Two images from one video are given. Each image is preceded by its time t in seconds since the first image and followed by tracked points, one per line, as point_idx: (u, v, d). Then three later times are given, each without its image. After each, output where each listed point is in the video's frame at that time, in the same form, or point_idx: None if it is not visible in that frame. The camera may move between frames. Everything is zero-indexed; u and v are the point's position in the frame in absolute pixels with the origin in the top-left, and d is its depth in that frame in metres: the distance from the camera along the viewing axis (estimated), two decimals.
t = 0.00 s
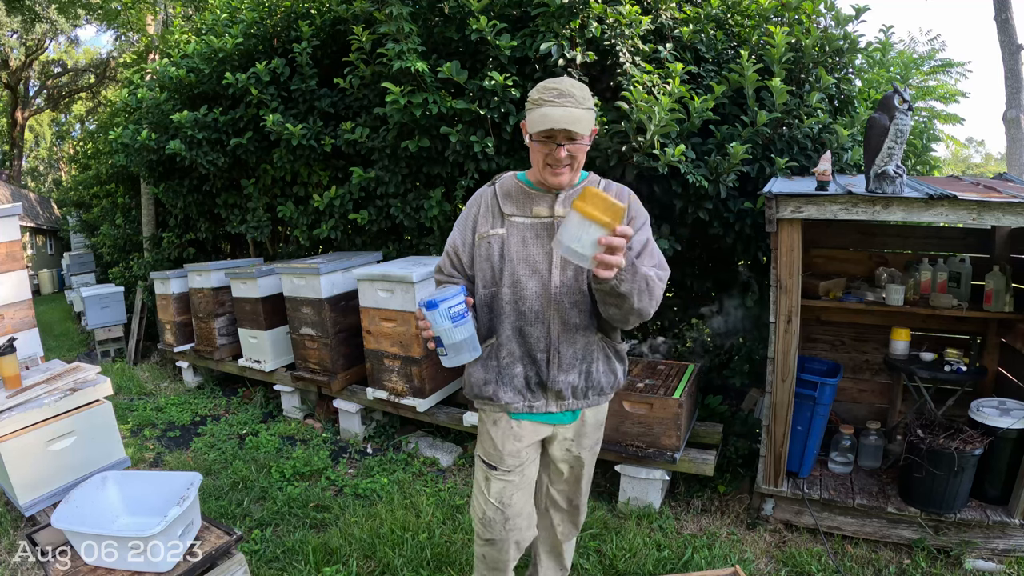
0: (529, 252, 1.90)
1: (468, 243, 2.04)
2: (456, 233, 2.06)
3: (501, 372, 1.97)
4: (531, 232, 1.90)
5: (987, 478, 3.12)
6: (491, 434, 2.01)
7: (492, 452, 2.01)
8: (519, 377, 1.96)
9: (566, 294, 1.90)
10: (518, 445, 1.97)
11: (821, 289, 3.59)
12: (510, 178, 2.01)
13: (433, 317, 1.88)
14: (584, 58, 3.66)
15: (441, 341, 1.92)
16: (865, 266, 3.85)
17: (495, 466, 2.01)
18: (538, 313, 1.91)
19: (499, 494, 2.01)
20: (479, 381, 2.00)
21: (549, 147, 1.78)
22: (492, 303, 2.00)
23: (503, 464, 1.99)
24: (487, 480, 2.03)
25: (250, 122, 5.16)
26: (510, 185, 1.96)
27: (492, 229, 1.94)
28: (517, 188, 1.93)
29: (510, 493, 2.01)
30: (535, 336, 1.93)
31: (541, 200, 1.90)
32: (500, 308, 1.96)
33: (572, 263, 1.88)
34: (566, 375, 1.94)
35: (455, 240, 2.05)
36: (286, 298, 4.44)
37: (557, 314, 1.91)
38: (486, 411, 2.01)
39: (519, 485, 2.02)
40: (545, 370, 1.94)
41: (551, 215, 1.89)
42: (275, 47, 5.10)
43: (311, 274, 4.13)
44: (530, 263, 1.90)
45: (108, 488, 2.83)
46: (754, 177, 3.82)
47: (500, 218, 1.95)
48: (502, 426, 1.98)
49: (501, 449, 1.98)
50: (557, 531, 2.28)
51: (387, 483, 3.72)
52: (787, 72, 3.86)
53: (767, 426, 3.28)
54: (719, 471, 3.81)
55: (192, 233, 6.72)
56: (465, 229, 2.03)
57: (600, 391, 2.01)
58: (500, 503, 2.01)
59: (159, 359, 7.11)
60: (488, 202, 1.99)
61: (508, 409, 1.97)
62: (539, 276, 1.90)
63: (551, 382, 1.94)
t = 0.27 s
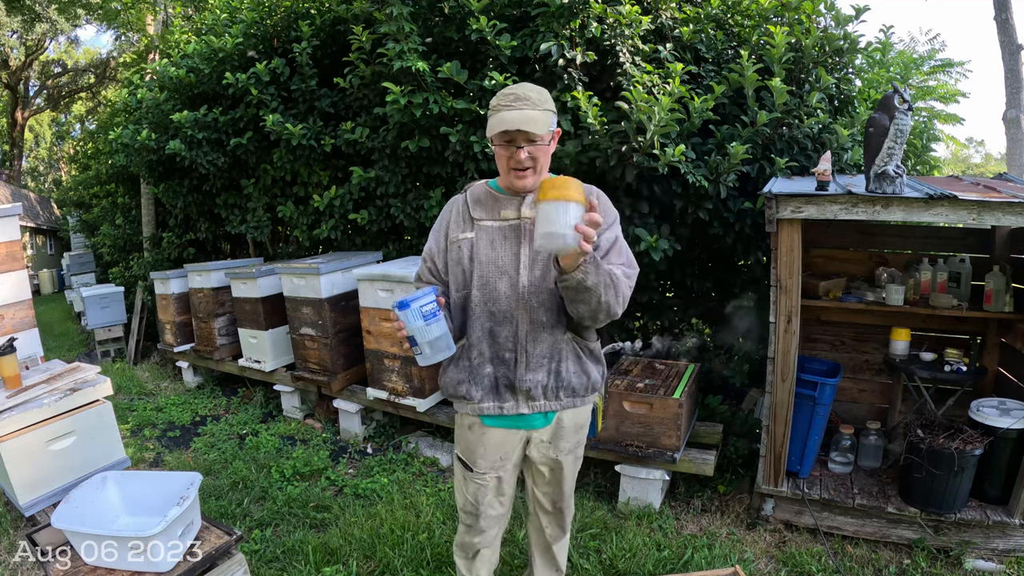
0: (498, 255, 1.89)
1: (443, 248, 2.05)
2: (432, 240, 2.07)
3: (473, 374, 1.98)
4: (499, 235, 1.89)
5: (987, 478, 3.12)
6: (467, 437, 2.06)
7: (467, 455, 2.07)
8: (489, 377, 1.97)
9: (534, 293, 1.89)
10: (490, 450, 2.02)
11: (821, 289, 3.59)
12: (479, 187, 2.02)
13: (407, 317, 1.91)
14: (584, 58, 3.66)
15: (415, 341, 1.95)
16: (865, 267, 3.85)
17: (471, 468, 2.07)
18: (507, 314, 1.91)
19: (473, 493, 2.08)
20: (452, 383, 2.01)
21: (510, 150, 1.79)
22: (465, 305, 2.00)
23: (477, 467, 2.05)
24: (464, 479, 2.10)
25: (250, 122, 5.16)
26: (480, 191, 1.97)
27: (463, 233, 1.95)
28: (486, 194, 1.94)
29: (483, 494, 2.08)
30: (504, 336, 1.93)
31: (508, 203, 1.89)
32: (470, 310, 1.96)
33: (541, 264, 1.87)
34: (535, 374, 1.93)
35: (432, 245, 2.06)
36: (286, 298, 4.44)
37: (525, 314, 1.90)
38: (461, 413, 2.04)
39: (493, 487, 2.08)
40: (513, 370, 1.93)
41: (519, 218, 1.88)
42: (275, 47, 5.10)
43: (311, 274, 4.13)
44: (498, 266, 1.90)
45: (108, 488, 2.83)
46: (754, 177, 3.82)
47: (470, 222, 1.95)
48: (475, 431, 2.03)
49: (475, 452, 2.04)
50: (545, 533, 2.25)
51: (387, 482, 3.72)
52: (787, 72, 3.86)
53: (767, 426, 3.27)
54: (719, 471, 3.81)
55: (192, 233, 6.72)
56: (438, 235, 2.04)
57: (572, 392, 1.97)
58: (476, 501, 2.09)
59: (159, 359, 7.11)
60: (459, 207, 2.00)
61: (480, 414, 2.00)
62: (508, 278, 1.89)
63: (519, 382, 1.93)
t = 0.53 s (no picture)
0: (455, 257, 1.92)
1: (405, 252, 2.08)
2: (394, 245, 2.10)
3: (436, 375, 2.00)
4: (457, 237, 1.93)
5: (987, 478, 3.12)
6: (437, 437, 2.09)
7: (438, 454, 2.10)
8: (450, 378, 1.99)
9: (491, 294, 1.91)
10: (457, 449, 2.04)
11: (821, 289, 3.59)
12: (440, 190, 2.03)
13: (368, 317, 1.92)
14: (584, 58, 3.66)
15: (376, 342, 1.94)
16: (865, 266, 3.85)
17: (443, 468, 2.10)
18: (466, 314, 1.93)
19: (447, 493, 2.11)
20: (416, 385, 2.04)
21: (472, 149, 1.79)
22: (427, 308, 2.03)
23: (447, 467, 2.08)
24: (439, 480, 2.13)
25: (250, 122, 5.16)
26: (440, 196, 2.00)
27: (422, 237, 1.99)
28: (446, 198, 1.97)
29: (457, 492, 2.10)
30: (463, 337, 1.95)
31: (467, 206, 1.92)
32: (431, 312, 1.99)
33: (498, 264, 1.90)
34: (494, 375, 1.94)
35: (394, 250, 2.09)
36: (286, 298, 4.44)
37: (483, 314, 1.91)
38: (428, 414, 2.07)
39: (466, 486, 2.10)
40: (473, 370, 1.95)
41: (477, 220, 1.91)
42: (275, 47, 5.10)
43: (311, 274, 4.13)
44: (457, 267, 1.92)
45: (108, 488, 2.83)
46: (754, 177, 3.82)
47: (430, 226, 1.99)
48: (443, 430, 2.06)
49: (445, 451, 2.07)
50: (526, 539, 2.19)
51: (387, 482, 3.72)
52: (787, 72, 3.86)
53: (767, 426, 3.27)
54: (719, 471, 3.81)
55: (192, 233, 6.72)
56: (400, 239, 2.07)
57: (534, 392, 1.97)
58: (449, 500, 2.12)
59: (159, 359, 7.11)
60: (420, 213, 2.05)
61: (444, 415, 2.02)
62: (466, 279, 1.92)
63: (478, 383, 1.94)
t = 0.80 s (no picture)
0: (424, 263, 1.94)
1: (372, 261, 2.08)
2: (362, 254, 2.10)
3: (408, 381, 2.01)
4: (425, 242, 1.94)
5: (987, 478, 3.12)
6: (411, 441, 2.10)
7: (414, 458, 2.11)
8: (422, 384, 1.99)
9: (461, 298, 1.92)
10: (432, 452, 2.05)
11: (821, 289, 3.59)
12: (407, 198, 2.05)
13: (335, 325, 1.94)
14: (584, 58, 3.66)
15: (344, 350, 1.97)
16: (865, 266, 3.85)
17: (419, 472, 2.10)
18: (436, 319, 1.94)
19: (426, 497, 2.11)
20: (388, 391, 2.04)
21: (440, 153, 1.83)
22: (398, 315, 2.04)
23: (423, 471, 2.08)
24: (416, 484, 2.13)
25: (250, 122, 5.16)
26: (407, 204, 2.02)
27: (390, 244, 1.99)
28: (413, 205, 1.99)
29: (435, 495, 2.10)
30: (434, 342, 1.96)
31: (433, 212, 1.94)
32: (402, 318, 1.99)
33: (467, 268, 1.91)
34: (467, 378, 1.95)
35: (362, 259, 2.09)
36: (286, 299, 4.44)
37: (454, 318, 1.93)
38: (402, 419, 2.08)
39: (443, 488, 2.10)
40: (445, 374, 1.96)
41: (444, 226, 1.93)
42: (275, 47, 5.10)
43: (311, 274, 4.13)
44: (426, 273, 1.94)
45: (108, 488, 2.83)
46: (754, 177, 3.82)
47: (397, 233, 2.00)
48: (416, 434, 2.06)
49: (420, 455, 2.07)
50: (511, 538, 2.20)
51: (387, 482, 3.72)
52: (787, 72, 3.86)
53: (767, 426, 3.28)
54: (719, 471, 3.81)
55: (192, 233, 6.72)
56: (368, 247, 2.07)
57: (507, 394, 1.98)
58: (427, 504, 2.12)
59: (159, 359, 7.11)
60: (387, 221, 2.05)
61: (417, 419, 2.03)
62: (436, 283, 1.93)
63: (451, 387, 1.95)
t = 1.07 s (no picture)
0: (406, 266, 1.94)
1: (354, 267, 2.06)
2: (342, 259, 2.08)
3: (394, 385, 2.01)
4: (407, 246, 1.94)
5: (987, 478, 3.12)
6: (400, 444, 2.09)
7: (403, 461, 2.10)
8: (409, 388, 2.00)
9: (445, 300, 1.93)
10: (421, 454, 2.04)
11: (821, 289, 3.59)
12: (386, 202, 2.05)
13: (323, 331, 1.91)
14: (584, 58, 3.66)
15: (333, 356, 1.94)
16: (865, 266, 3.85)
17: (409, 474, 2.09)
18: (421, 322, 1.95)
19: (416, 499, 2.10)
20: (374, 396, 2.04)
21: (423, 157, 1.85)
22: (382, 320, 2.03)
23: (412, 474, 2.07)
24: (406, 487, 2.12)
25: (250, 122, 5.16)
26: (387, 209, 2.02)
27: (371, 249, 1.99)
28: (393, 210, 2.00)
29: (426, 497, 2.10)
30: (419, 344, 1.96)
31: (414, 215, 1.95)
32: (386, 323, 1.99)
33: (451, 271, 1.92)
34: (452, 380, 1.95)
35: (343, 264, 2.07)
36: (286, 298, 4.44)
37: (438, 320, 1.93)
38: (389, 423, 2.08)
39: (433, 490, 2.10)
40: (431, 377, 1.96)
41: (425, 229, 1.93)
42: (275, 47, 5.10)
43: (311, 274, 4.13)
44: (409, 277, 1.94)
45: (108, 488, 2.83)
46: (754, 177, 3.82)
47: (378, 238, 1.99)
48: (405, 437, 2.06)
49: (409, 458, 2.06)
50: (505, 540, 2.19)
51: (387, 482, 3.71)
52: (787, 72, 3.86)
53: (767, 426, 3.28)
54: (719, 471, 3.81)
55: (192, 233, 6.72)
56: (349, 253, 2.06)
57: (494, 396, 1.98)
58: (418, 507, 2.11)
59: (159, 359, 7.11)
60: (367, 226, 2.04)
61: (404, 422, 2.02)
62: (419, 286, 1.93)
63: (437, 389, 1.96)
